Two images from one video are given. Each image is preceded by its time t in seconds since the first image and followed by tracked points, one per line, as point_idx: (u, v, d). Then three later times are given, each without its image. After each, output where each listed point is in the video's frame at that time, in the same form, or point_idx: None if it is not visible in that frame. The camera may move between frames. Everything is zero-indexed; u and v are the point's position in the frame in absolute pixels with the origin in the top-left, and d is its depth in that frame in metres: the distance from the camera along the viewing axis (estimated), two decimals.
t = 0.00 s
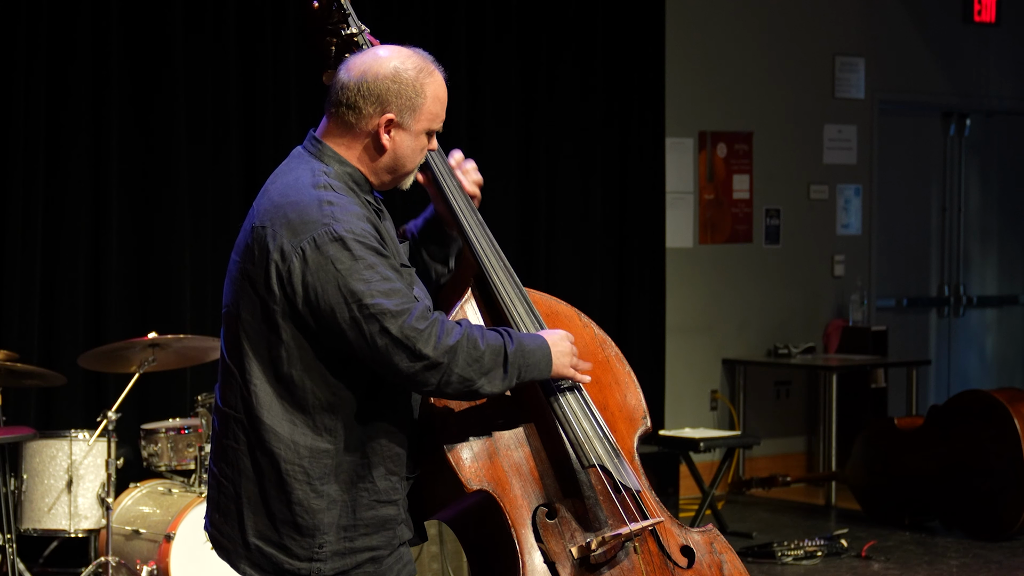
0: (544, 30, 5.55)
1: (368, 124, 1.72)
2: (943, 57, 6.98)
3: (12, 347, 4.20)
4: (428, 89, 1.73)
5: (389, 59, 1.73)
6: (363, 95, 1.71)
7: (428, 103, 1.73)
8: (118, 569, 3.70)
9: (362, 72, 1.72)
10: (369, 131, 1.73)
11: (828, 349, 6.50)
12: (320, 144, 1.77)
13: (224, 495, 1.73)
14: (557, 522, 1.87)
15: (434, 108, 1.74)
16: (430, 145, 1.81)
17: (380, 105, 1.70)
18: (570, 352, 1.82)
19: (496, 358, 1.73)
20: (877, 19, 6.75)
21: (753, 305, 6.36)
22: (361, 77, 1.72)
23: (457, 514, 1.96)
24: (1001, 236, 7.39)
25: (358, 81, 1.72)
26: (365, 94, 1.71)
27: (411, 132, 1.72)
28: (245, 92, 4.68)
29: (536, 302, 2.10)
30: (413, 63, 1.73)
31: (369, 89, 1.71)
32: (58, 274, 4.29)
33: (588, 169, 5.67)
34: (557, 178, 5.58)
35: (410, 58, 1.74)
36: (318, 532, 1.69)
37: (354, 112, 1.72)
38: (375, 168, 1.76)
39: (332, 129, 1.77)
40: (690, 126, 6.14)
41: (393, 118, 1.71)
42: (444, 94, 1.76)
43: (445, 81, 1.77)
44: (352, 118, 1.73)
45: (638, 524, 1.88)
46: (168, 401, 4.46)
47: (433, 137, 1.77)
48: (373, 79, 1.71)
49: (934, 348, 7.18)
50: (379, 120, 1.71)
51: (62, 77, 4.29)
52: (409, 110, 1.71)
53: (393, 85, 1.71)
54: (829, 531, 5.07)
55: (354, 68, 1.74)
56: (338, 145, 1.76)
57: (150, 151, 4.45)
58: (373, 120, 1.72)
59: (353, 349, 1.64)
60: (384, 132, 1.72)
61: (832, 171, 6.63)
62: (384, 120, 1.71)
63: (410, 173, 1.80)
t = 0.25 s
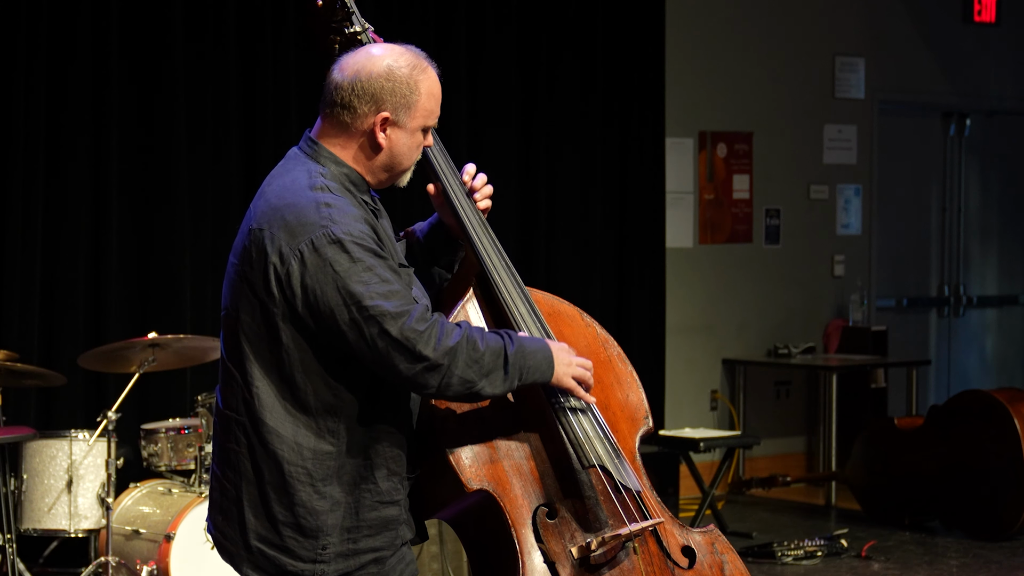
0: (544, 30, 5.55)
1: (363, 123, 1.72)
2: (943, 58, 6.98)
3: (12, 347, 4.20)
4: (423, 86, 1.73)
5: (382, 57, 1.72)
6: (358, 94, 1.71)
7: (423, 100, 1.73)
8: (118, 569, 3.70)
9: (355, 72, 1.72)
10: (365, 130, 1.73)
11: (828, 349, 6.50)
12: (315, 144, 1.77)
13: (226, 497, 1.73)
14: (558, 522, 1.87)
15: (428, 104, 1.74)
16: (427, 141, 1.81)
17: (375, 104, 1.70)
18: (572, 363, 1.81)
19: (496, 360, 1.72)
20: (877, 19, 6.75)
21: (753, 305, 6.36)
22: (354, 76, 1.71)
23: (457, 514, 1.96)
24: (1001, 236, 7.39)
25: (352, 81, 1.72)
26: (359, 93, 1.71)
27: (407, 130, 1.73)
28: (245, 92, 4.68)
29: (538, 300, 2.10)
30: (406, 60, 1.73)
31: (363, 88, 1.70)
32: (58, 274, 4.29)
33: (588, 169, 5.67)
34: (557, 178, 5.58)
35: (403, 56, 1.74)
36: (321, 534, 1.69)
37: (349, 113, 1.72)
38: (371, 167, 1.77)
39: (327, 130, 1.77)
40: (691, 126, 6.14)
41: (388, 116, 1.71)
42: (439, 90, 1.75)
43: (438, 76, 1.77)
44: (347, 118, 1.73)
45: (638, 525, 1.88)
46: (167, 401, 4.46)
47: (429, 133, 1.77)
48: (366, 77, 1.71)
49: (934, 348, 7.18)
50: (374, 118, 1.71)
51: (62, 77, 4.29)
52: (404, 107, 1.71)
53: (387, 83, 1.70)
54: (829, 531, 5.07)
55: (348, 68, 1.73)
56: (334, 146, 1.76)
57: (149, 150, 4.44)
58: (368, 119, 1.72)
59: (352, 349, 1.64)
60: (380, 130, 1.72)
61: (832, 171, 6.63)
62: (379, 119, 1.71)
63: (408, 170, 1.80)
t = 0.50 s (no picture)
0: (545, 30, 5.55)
1: (361, 123, 1.72)
2: (943, 58, 6.98)
3: (12, 347, 4.19)
4: (419, 84, 1.73)
5: (380, 57, 1.72)
6: (356, 95, 1.70)
7: (419, 98, 1.73)
8: (118, 569, 3.69)
9: (352, 72, 1.72)
10: (363, 130, 1.73)
11: (828, 349, 6.50)
12: (313, 145, 1.77)
13: (229, 501, 1.74)
14: (562, 521, 1.87)
15: (425, 103, 1.74)
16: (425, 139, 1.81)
17: (373, 103, 1.70)
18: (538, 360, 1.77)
19: (454, 383, 1.70)
20: (876, 19, 6.75)
21: (753, 305, 6.36)
22: (351, 76, 1.71)
23: (460, 512, 1.96)
24: (1000, 236, 7.39)
25: (349, 81, 1.71)
26: (356, 93, 1.70)
27: (405, 129, 1.73)
28: (245, 92, 4.68)
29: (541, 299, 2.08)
30: (402, 59, 1.73)
31: (361, 88, 1.70)
32: (58, 274, 4.29)
33: (588, 169, 5.67)
34: (558, 178, 5.58)
35: (400, 55, 1.73)
36: (322, 538, 1.69)
37: (346, 113, 1.72)
38: (369, 167, 1.77)
39: (325, 130, 1.77)
40: (690, 126, 6.14)
41: (386, 116, 1.71)
42: (435, 88, 1.76)
43: (435, 74, 1.77)
44: (345, 118, 1.73)
45: (642, 523, 1.89)
46: (167, 401, 4.46)
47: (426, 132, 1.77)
48: (364, 77, 1.71)
49: (934, 348, 7.18)
50: (372, 118, 1.71)
51: (62, 77, 4.29)
52: (401, 106, 1.71)
53: (385, 83, 1.70)
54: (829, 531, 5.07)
55: (344, 67, 1.73)
56: (332, 146, 1.76)
57: (149, 151, 4.44)
58: (366, 119, 1.72)
59: (329, 362, 1.64)
60: (378, 130, 1.72)
61: (831, 172, 6.63)
62: (377, 119, 1.71)
63: (406, 168, 1.80)
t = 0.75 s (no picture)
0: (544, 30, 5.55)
1: (360, 124, 1.72)
2: (943, 58, 6.98)
3: (12, 347, 4.20)
4: (416, 82, 1.73)
5: (376, 56, 1.72)
6: (353, 95, 1.70)
7: (417, 96, 1.73)
8: (118, 569, 3.70)
9: (349, 72, 1.71)
10: (361, 130, 1.73)
11: (828, 349, 6.50)
12: (312, 146, 1.77)
13: (228, 502, 1.73)
14: (559, 522, 1.87)
15: (422, 101, 1.74)
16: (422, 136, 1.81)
17: (371, 104, 1.70)
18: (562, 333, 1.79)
19: (476, 366, 1.70)
20: (876, 20, 6.75)
21: (753, 305, 6.36)
22: (348, 77, 1.71)
23: (458, 513, 1.96)
24: (1000, 236, 7.39)
25: (346, 82, 1.71)
26: (354, 94, 1.70)
27: (403, 127, 1.73)
28: (245, 91, 4.68)
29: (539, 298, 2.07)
30: (399, 58, 1.73)
31: (358, 89, 1.70)
32: (58, 274, 4.29)
33: (588, 169, 5.67)
34: (557, 178, 5.58)
35: (396, 54, 1.73)
36: (323, 539, 1.70)
37: (345, 114, 1.71)
38: (368, 167, 1.77)
39: (323, 131, 1.76)
40: (690, 126, 6.14)
41: (385, 116, 1.71)
42: (432, 86, 1.76)
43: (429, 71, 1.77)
44: (344, 119, 1.72)
45: (639, 524, 1.89)
46: (168, 401, 4.46)
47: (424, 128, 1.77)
48: (361, 77, 1.70)
49: (934, 349, 7.18)
50: (371, 118, 1.71)
51: (62, 77, 4.29)
52: (399, 105, 1.71)
53: (382, 82, 1.70)
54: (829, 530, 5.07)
55: (341, 68, 1.73)
56: (330, 147, 1.76)
57: (149, 150, 4.44)
58: (364, 119, 1.72)
59: (342, 361, 1.64)
60: (377, 129, 1.72)
61: (831, 172, 6.63)
62: (375, 119, 1.71)
63: (405, 167, 1.81)
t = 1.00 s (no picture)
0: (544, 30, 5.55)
1: (363, 125, 1.72)
2: (943, 58, 6.98)
3: (12, 348, 4.20)
4: (418, 83, 1.73)
5: (378, 57, 1.72)
6: (357, 97, 1.70)
7: (418, 97, 1.73)
8: (118, 569, 3.70)
9: (351, 74, 1.71)
10: (364, 132, 1.73)
11: (828, 349, 6.51)
12: (313, 147, 1.77)
13: (229, 503, 1.73)
14: (556, 523, 1.87)
15: (424, 102, 1.75)
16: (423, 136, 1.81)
17: (374, 105, 1.70)
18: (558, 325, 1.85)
19: (486, 355, 1.74)
20: (876, 20, 6.75)
21: (753, 305, 6.36)
22: (350, 79, 1.71)
23: (456, 514, 1.95)
24: (1000, 236, 7.39)
25: (349, 83, 1.71)
26: (356, 96, 1.70)
27: (406, 129, 1.73)
28: (245, 92, 4.68)
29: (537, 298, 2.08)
30: (400, 60, 1.73)
31: (361, 90, 1.70)
32: (58, 274, 4.29)
33: (589, 169, 5.67)
34: (557, 178, 5.58)
35: (397, 55, 1.74)
36: (327, 538, 1.70)
37: (347, 116, 1.72)
38: (370, 168, 1.77)
39: (324, 133, 1.76)
40: (690, 126, 6.14)
41: (388, 117, 1.71)
42: (433, 87, 1.76)
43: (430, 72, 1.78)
44: (346, 121, 1.72)
45: (637, 525, 1.89)
46: (167, 401, 4.46)
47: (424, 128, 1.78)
48: (365, 78, 1.70)
49: (934, 349, 7.18)
50: (374, 120, 1.71)
51: (62, 77, 4.29)
52: (402, 106, 1.71)
53: (385, 84, 1.70)
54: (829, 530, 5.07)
55: (343, 70, 1.72)
56: (332, 148, 1.76)
57: (149, 150, 4.44)
58: (367, 120, 1.72)
59: (355, 360, 1.64)
60: (380, 130, 1.72)
61: (831, 171, 6.63)
62: (379, 120, 1.71)
63: (406, 167, 1.81)
